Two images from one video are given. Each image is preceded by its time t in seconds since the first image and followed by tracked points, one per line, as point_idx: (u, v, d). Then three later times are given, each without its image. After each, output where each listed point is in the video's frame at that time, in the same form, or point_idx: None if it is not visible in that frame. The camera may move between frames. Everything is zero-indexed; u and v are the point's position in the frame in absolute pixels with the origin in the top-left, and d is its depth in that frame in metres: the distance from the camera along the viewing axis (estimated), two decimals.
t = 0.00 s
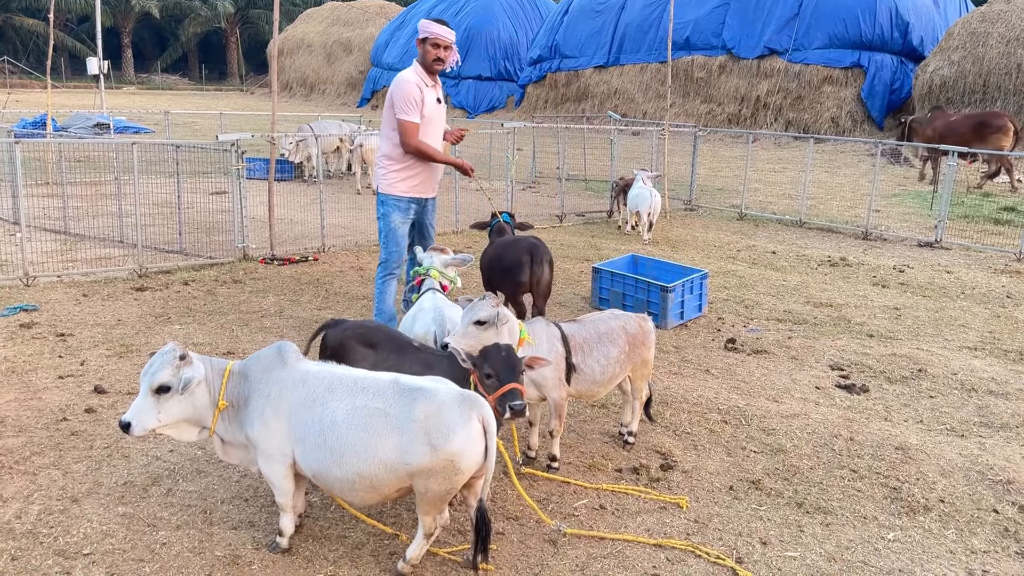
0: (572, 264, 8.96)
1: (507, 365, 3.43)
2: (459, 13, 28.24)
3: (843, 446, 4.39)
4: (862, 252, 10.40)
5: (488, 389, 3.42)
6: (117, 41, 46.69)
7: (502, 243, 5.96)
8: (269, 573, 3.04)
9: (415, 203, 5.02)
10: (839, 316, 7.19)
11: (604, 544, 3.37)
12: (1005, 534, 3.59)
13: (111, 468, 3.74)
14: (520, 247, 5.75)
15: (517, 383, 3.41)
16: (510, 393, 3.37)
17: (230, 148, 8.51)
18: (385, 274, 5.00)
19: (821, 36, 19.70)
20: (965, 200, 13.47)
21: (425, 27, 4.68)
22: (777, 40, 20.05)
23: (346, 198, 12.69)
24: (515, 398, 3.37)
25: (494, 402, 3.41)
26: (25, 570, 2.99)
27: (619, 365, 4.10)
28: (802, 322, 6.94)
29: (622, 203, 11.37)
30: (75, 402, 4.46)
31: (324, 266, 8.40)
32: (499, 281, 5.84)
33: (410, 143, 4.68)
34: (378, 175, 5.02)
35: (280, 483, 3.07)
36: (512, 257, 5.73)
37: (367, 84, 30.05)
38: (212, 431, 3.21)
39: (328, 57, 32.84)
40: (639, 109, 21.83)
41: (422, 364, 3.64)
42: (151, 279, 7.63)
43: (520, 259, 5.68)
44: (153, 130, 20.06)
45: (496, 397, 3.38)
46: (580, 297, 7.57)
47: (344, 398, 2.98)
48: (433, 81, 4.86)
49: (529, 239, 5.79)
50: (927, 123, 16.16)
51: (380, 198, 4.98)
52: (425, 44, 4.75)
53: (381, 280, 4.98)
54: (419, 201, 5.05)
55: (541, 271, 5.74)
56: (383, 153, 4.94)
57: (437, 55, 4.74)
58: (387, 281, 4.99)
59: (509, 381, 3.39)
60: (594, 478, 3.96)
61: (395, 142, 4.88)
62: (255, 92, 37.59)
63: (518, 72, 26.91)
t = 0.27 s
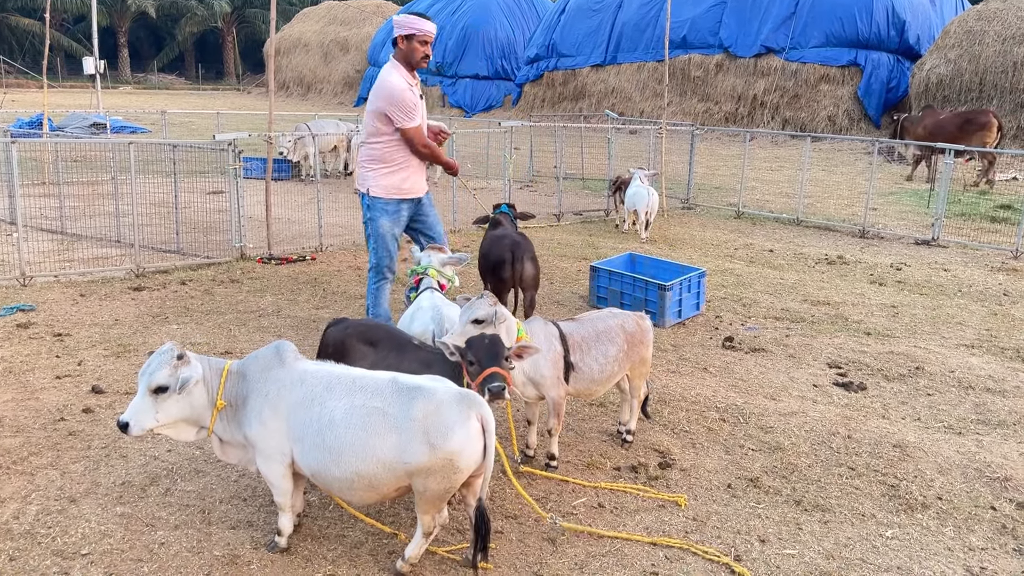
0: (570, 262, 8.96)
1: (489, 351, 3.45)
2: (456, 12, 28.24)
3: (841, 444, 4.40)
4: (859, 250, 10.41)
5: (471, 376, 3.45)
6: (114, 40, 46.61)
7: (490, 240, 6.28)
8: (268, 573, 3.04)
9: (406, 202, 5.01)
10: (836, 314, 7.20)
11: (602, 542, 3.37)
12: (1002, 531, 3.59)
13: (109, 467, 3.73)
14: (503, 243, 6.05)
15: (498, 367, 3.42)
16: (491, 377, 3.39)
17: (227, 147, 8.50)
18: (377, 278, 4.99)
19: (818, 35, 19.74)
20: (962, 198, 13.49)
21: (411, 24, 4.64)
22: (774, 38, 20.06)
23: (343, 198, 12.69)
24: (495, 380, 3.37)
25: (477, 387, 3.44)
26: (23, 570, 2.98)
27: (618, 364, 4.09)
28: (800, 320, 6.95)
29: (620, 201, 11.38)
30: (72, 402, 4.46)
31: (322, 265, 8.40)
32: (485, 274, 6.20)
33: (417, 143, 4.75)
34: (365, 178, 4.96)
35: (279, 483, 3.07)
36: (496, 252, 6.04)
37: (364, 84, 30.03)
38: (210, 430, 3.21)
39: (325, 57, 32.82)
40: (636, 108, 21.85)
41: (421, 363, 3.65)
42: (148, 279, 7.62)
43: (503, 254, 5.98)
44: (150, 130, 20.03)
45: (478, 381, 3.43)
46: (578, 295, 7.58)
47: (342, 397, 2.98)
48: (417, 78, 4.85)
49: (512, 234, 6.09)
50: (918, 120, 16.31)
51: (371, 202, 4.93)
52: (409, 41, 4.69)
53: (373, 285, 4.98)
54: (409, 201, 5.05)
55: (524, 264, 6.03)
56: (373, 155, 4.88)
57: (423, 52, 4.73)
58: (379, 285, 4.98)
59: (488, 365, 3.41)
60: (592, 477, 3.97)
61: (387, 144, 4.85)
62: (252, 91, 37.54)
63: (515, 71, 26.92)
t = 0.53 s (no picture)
0: (567, 262, 8.96)
1: (471, 338, 3.43)
2: (452, 12, 28.23)
3: (840, 442, 4.40)
4: (856, 249, 10.42)
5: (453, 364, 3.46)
6: (109, 41, 46.53)
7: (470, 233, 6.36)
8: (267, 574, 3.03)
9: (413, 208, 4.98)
10: (834, 312, 7.21)
11: (601, 542, 3.37)
12: (1001, 528, 3.59)
13: (107, 469, 3.72)
14: (486, 236, 6.15)
15: (478, 354, 3.39)
16: (468, 361, 3.36)
17: (224, 148, 8.49)
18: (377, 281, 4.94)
19: (814, 34, 19.78)
20: (958, 197, 13.52)
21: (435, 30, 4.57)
22: (770, 37, 20.08)
23: (340, 198, 12.67)
24: (472, 365, 3.33)
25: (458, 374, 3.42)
26: (22, 571, 2.97)
27: (616, 363, 4.09)
28: (797, 319, 6.96)
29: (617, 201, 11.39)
30: (69, 403, 4.44)
31: (319, 266, 8.39)
32: (467, 267, 6.31)
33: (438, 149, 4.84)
34: (376, 185, 4.82)
35: (277, 484, 3.07)
36: (479, 245, 6.13)
37: (360, 84, 30.00)
38: (207, 431, 3.20)
39: (321, 57, 32.79)
40: (633, 108, 21.86)
41: (419, 363, 3.66)
42: (145, 280, 7.60)
43: (486, 247, 6.08)
44: (145, 131, 20.00)
45: (457, 367, 3.40)
46: (575, 295, 7.58)
47: (340, 397, 2.98)
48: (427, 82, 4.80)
49: (494, 227, 6.19)
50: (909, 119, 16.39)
51: (384, 208, 4.83)
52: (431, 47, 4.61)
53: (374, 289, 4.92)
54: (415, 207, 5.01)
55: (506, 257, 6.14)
56: (388, 163, 4.78)
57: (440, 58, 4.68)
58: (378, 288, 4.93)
59: (467, 352, 3.40)
60: (591, 476, 3.97)
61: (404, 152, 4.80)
62: (248, 92, 37.48)
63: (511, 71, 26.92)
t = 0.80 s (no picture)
0: (566, 262, 8.97)
1: (457, 335, 3.50)
2: (449, 13, 28.23)
3: (840, 442, 4.41)
4: (855, 248, 10.44)
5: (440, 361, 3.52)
6: (106, 43, 46.51)
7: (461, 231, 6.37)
8: None
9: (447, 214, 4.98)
10: (832, 312, 7.22)
11: (603, 543, 3.37)
12: (1001, 527, 3.59)
13: (107, 471, 3.72)
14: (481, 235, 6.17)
15: (463, 348, 3.45)
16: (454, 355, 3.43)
17: (222, 149, 8.49)
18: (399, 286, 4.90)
19: (811, 34, 19.81)
20: (956, 196, 13.55)
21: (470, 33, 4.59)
22: (767, 37, 20.11)
23: (338, 200, 12.67)
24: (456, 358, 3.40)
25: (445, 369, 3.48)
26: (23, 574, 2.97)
27: (616, 364, 4.09)
28: (796, 319, 6.96)
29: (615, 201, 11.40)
30: (70, 405, 4.43)
31: (318, 267, 8.39)
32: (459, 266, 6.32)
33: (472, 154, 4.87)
34: (415, 191, 4.81)
35: (279, 486, 3.07)
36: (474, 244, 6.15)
37: (357, 85, 30.00)
38: (207, 434, 3.19)
39: (318, 58, 32.78)
40: (631, 108, 21.89)
41: (418, 364, 3.65)
42: (144, 281, 7.60)
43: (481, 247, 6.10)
44: (143, 132, 19.99)
45: (441, 361, 3.45)
46: (575, 295, 7.58)
47: (341, 399, 2.98)
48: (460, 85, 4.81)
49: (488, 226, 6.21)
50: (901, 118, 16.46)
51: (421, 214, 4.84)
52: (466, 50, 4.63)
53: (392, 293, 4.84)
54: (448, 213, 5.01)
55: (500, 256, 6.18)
56: (428, 169, 4.77)
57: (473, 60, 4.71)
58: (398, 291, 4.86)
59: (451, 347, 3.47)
60: (591, 476, 3.97)
61: (442, 157, 4.79)
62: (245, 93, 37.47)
63: (509, 72, 26.93)
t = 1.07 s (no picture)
0: (566, 264, 8.98)
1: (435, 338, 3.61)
2: (448, 15, 28.25)
3: (841, 442, 4.42)
4: (854, 249, 10.45)
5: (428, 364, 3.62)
6: (105, 45, 46.52)
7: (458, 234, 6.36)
8: None
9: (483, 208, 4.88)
10: (833, 313, 7.23)
11: (606, 544, 3.38)
12: (1003, 527, 3.60)
13: (110, 474, 3.72)
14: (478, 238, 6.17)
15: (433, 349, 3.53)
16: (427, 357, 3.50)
17: (223, 152, 8.49)
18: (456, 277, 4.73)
19: (810, 35, 19.84)
20: (955, 197, 13.57)
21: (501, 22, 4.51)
22: (766, 38, 20.13)
23: (338, 202, 12.68)
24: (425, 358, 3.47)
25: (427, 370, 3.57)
26: None
27: (619, 365, 4.08)
28: (797, 320, 6.98)
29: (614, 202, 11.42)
30: (72, 408, 4.43)
31: (319, 269, 8.40)
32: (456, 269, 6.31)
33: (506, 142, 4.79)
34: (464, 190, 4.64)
35: (281, 489, 3.07)
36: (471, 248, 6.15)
37: (357, 87, 30.03)
38: (209, 438, 3.20)
39: (317, 60, 32.79)
40: (630, 109, 21.90)
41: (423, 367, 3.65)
42: (145, 284, 7.60)
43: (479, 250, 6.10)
44: (143, 135, 20.00)
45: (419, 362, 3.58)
46: (575, 297, 7.59)
47: (344, 402, 2.98)
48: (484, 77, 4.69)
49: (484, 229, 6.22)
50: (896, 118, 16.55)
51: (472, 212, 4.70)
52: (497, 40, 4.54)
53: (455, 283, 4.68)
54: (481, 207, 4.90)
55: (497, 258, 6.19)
56: (476, 164, 4.62)
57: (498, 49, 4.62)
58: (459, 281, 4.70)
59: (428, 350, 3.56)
60: (594, 478, 3.98)
61: (487, 150, 4.67)
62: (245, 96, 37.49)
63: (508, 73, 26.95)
